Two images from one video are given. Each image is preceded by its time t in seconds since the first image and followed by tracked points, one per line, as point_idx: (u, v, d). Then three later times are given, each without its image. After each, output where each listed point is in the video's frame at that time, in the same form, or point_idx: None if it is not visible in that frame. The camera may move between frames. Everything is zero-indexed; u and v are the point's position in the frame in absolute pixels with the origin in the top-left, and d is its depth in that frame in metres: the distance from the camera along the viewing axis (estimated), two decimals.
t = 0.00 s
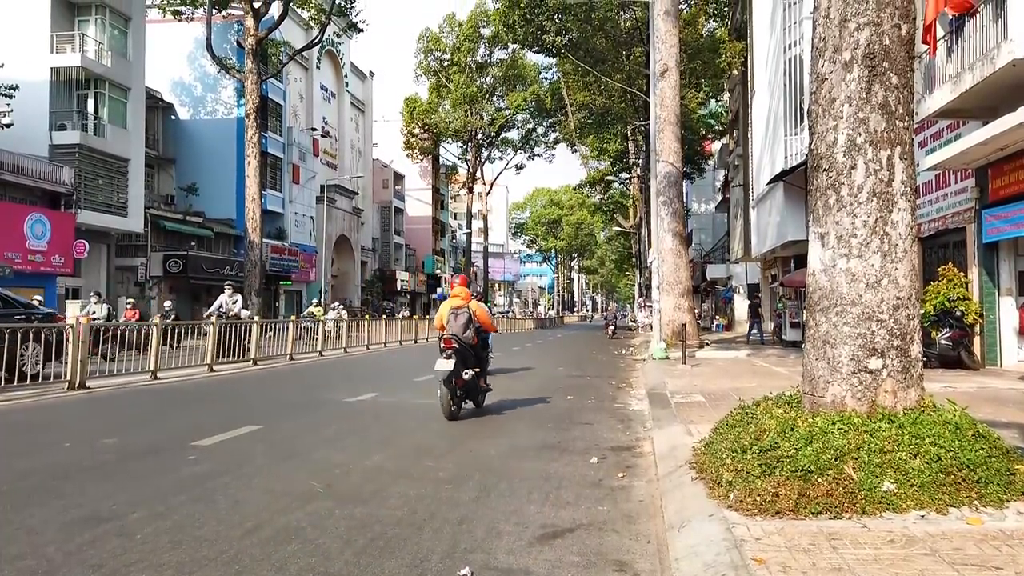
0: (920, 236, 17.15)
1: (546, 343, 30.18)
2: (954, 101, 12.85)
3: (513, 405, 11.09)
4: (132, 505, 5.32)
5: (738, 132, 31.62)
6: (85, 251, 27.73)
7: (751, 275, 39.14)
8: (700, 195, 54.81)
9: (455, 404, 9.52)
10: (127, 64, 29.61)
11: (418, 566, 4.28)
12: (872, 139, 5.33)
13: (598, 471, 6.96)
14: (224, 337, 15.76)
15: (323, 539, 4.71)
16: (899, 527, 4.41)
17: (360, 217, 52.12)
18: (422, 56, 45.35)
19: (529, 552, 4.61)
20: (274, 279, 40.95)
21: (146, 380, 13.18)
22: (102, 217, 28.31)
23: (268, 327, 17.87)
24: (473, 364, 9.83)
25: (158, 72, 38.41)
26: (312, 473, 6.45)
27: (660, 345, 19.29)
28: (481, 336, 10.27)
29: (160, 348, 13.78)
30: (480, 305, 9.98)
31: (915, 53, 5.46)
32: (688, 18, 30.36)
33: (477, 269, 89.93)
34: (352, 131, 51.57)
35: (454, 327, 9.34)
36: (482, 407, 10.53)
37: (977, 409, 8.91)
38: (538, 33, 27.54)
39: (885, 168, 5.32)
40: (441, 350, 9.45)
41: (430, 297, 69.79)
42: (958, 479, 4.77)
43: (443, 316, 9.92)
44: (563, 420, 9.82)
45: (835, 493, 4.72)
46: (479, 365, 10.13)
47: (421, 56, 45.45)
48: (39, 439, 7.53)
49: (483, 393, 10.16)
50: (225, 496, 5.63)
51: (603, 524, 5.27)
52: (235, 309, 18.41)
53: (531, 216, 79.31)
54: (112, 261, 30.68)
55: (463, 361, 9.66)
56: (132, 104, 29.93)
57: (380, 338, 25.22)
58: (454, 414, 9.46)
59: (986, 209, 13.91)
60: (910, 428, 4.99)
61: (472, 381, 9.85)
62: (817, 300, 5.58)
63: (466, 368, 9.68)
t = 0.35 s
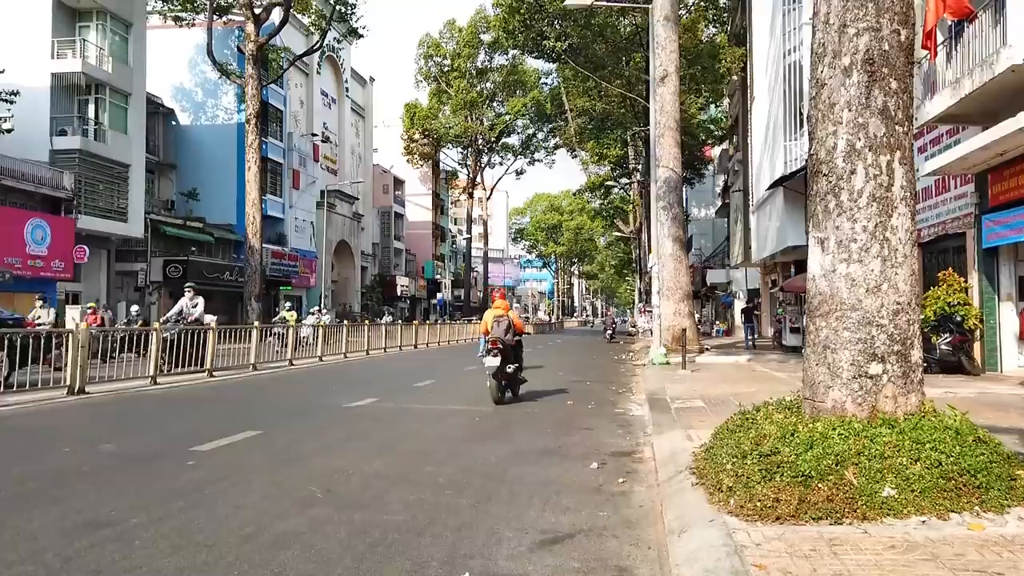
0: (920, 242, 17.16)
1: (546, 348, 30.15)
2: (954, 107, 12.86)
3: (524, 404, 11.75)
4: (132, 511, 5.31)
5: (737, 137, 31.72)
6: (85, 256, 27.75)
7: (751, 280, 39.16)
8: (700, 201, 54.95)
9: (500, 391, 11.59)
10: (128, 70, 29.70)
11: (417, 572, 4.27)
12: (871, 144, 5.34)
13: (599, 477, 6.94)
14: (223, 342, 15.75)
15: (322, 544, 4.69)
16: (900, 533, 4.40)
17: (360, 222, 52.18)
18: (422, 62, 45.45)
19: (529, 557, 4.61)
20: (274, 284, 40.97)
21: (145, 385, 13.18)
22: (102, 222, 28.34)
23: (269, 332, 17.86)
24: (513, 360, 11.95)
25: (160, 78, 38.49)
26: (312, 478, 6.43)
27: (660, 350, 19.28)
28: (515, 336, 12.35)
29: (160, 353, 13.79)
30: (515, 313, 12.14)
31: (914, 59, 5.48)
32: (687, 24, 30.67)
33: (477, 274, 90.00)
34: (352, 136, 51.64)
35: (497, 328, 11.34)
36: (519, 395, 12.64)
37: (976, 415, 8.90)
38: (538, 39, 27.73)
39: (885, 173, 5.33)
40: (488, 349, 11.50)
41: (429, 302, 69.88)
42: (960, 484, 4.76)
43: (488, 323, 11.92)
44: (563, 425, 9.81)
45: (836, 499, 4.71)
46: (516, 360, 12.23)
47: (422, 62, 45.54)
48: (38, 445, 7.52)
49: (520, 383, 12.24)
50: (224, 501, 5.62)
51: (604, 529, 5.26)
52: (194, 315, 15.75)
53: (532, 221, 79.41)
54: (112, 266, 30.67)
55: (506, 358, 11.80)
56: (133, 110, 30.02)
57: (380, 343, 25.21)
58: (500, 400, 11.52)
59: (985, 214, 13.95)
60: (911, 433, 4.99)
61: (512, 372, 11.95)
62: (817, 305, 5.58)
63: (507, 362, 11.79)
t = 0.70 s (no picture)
0: (920, 248, 17.18)
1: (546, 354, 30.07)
2: (954, 112, 12.86)
3: (524, 410, 11.74)
4: (132, 517, 5.30)
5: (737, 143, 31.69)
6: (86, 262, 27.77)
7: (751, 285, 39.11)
8: (699, 206, 54.96)
9: (527, 384, 13.74)
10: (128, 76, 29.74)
11: None
12: (871, 150, 5.35)
13: (599, 483, 6.93)
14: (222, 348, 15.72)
15: (323, 551, 4.68)
16: (901, 540, 4.39)
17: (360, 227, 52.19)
18: (423, 68, 45.52)
19: (530, 563, 4.60)
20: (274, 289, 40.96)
21: (145, 391, 13.16)
22: (103, 227, 28.35)
23: (269, 337, 17.84)
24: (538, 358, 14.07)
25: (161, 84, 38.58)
26: (312, 484, 6.43)
27: (661, 356, 19.25)
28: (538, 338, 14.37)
29: (159, 359, 13.76)
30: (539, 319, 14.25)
31: (914, 65, 5.49)
32: (686, 30, 30.84)
33: (476, 280, 89.94)
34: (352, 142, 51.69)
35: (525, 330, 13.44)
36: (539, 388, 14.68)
37: (976, 420, 8.90)
38: (538, 45, 27.75)
39: (884, 179, 5.34)
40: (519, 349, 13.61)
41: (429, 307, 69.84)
42: (961, 490, 4.75)
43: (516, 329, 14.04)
44: (563, 431, 9.80)
45: (836, 505, 4.70)
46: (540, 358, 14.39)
47: (422, 67, 45.60)
48: (38, 451, 7.51)
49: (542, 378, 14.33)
50: (224, 507, 5.61)
51: (604, 536, 5.25)
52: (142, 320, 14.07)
53: (532, 226, 79.41)
54: (112, 271, 30.67)
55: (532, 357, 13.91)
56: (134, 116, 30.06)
57: (379, 348, 25.16)
58: (527, 391, 13.72)
59: (985, 220, 13.95)
60: (911, 439, 4.98)
61: (537, 369, 14.11)
62: (817, 310, 5.58)
63: (533, 360, 13.96)
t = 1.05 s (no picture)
0: (920, 253, 17.20)
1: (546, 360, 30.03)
2: (954, 118, 12.88)
3: (524, 415, 11.74)
4: (131, 523, 5.29)
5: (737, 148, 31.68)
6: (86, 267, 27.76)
7: (751, 291, 39.04)
8: (700, 211, 54.94)
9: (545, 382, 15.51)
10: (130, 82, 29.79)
11: None
12: (871, 155, 5.35)
13: (600, 488, 6.92)
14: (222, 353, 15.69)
15: (323, 557, 4.67)
16: (902, 546, 4.38)
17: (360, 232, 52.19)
18: (423, 74, 45.58)
19: (530, 569, 4.59)
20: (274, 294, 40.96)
21: (145, 396, 13.15)
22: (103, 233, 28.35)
23: (268, 342, 17.81)
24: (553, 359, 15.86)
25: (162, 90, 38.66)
26: (313, 489, 6.42)
27: (661, 361, 19.22)
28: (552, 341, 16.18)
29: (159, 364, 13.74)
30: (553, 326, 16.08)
31: (914, 70, 5.50)
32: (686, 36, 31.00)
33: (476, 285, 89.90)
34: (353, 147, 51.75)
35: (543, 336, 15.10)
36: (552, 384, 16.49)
37: (978, 426, 8.88)
38: (538, 50, 27.81)
39: (885, 184, 5.34)
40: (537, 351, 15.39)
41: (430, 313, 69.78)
42: (963, 496, 4.74)
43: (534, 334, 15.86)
44: (564, 436, 9.80)
45: (838, 511, 4.69)
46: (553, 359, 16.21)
47: (423, 73, 45.65)
48: (39, 456, 7.51)
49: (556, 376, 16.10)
50: (224, 514, 5.60)
51: (605, 541, 5.24)
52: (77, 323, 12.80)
53: (532, 231, 79.38)
54: (113, 276, 30.70)
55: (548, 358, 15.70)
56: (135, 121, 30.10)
57: (379, 354, 25.12)
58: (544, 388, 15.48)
59: (985, 225, 13.95)
60: (912, 445, 4.98)
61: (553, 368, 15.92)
62: (818, 315, 5.58)
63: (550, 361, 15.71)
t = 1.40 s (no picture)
0: (920, 259, 17.20)
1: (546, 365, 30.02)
2: (953, 123, 12.89)
3: (524, 420, 11.73)
4: (130, 528, 5.27)
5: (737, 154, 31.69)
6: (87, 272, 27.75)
7: (751, 296, 39.00)
8: (700, 216, 54.95)
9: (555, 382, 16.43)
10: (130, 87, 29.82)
11: None
12: (872, 160, 5.35)
13: (600, 494, 6.91)
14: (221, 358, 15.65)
15: (322, 563, 4.65)
16: (903, 551, 4.37)
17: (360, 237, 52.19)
18: (424, 79, 45.64)
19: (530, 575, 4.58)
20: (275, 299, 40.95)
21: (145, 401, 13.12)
22: (104, 238, 28.34)
23: (269, 348, 17.78)
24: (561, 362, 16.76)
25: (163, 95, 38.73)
26: (313, 495, 6.41)
27: (661, 365, 19.20)
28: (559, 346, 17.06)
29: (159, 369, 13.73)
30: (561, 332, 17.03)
31: (914, 75, 5.50)
32: (685, 41, 31.03)
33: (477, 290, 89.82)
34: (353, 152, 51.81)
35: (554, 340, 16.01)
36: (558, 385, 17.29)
37: (978, 431, 8.87)
38: (538, 56, 27.83)
39: (885, 189, 5.34)
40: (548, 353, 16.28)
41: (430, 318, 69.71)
42: (963, 502, 4.73)
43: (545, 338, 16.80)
44: (564, 441, 9.80)
45: (839, 516, 4.67)
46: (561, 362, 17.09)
47: (423, 78, 45.70)
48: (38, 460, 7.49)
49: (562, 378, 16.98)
50: (224, 519, 5.58)
51: (606, 547, 5.23)
52: None
53: (532, 236, 79.40)
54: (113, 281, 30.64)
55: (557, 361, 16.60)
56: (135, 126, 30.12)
57: (379, 359, 25.08)
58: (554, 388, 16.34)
59: (986, 230, 13.94)
60: (913, 450, 4.97)
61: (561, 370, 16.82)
62: (818, 320, 5.58)
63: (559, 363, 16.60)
